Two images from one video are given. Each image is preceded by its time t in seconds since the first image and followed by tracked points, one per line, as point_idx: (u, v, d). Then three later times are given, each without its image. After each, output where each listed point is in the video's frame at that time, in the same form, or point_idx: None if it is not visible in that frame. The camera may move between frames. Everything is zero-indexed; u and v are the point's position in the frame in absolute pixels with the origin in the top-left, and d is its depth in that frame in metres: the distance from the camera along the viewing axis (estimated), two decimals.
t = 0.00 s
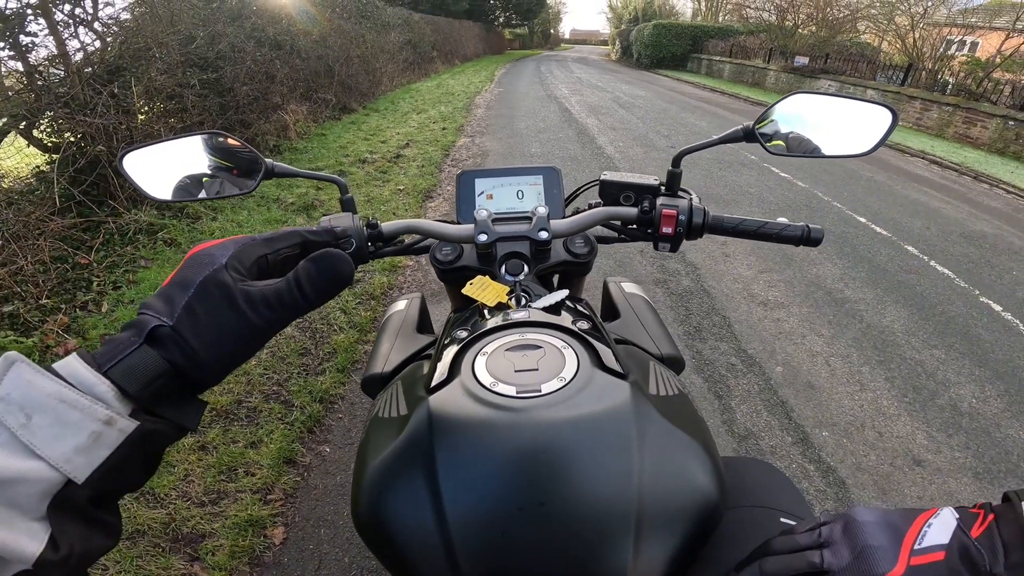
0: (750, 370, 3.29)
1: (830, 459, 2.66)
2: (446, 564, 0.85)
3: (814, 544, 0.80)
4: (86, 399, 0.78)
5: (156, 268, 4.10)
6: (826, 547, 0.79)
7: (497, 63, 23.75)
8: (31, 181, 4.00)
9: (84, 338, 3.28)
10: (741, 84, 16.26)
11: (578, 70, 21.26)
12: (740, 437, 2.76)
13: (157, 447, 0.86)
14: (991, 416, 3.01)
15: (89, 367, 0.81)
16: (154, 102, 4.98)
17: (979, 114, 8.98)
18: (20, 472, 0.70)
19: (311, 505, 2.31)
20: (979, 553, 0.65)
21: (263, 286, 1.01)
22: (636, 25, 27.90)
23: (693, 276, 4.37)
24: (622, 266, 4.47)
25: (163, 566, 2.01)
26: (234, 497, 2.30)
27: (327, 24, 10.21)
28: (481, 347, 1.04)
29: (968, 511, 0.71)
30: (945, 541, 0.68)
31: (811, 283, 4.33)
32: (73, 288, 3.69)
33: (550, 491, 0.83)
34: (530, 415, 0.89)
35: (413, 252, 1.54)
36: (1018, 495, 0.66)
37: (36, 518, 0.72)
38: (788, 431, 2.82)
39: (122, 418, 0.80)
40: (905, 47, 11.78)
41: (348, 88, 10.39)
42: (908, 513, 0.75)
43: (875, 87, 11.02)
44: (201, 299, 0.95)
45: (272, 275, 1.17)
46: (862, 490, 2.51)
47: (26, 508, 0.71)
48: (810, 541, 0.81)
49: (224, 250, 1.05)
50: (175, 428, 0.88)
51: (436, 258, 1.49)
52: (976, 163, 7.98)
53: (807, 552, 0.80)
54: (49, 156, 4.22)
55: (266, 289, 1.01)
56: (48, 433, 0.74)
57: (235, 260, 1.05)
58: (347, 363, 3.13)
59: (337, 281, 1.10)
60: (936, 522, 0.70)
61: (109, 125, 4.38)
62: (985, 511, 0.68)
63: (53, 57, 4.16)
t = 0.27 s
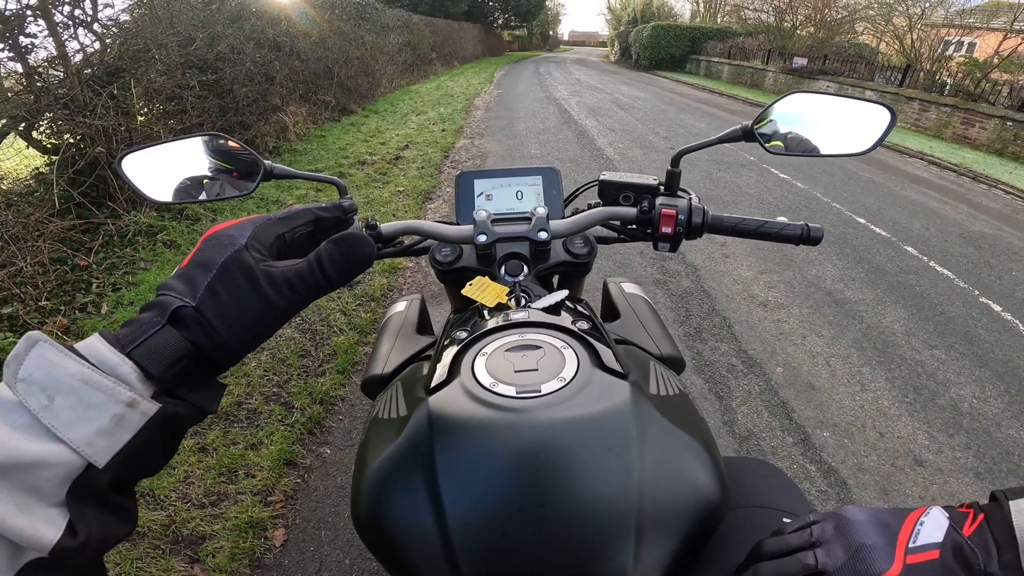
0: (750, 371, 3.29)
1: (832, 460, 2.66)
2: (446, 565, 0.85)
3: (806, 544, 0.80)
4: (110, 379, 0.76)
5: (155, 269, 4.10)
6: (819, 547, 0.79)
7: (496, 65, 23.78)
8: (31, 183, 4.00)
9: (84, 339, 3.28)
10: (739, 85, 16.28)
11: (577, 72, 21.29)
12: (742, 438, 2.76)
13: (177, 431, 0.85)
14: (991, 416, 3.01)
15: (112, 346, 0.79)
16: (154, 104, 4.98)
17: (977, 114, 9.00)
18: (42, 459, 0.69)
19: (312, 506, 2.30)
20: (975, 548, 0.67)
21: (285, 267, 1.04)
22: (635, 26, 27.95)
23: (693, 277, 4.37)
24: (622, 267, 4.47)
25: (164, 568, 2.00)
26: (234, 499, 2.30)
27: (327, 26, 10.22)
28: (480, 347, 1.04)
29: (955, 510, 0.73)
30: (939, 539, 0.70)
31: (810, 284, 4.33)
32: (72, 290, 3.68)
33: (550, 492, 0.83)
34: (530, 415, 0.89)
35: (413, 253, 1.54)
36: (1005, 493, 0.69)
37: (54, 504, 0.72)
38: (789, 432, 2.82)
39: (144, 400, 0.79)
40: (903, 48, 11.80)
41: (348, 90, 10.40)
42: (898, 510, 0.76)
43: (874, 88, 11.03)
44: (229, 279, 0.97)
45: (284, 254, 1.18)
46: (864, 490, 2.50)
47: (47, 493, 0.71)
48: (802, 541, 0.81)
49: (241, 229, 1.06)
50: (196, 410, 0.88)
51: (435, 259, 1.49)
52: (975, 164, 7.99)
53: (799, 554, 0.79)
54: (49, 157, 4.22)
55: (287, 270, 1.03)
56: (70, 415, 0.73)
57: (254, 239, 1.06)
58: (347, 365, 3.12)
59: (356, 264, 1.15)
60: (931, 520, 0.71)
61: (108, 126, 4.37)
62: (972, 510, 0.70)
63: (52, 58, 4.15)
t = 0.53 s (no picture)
0: (748, 371, 3.29)
1: (830, 459, 2.67)
2: (444, 565, 0.85)
3: (820, 540, 0.80)
4: (147, 352, 0.75)
5: (153, 271, 4.09)
6: (832, 543, 0.79)
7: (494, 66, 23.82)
8: (28, 185, 3.99)
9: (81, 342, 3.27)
10: (736, 87, 16.34)
11: (575, 73, 21.33)
12: (740, 438, 2.76)
13: (211, 406, 0.85)
14: (989, 415, 3.02)
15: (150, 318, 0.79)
16: (151, 106, 4.98)
17: (971, 115, 9.04)
18: (79, 432, 0.68)
19: (311, 508, 2.30)
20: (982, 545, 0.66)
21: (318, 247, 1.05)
22: (632, 28, 28.01)
23: (691, 278, 4.38)
24: (620, 268, 4.48)
25: (163, 571, 2.00)
26: (233, 501, 2.30)
27: (324, 28, 10.23)
28: (477, 347, 1.05)
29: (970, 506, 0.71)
30: (950, 534, 0.68)
31: (807, 284, 4.35)
32: (69, 292, 3.68)
33: (548, 491, 0.84)
34: (527, 414, 0.89)
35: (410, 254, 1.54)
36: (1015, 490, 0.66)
37: (84, 481, 0.70)
38: (788, 432, 2.83)
39: (180, 374, 0.78)
40: (898, 49, 11.85)
41: (345, 92, 10.41)
42: (912, 507, 0.75)
43: (869, 89, 11.08)
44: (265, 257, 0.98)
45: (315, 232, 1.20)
46: (863, 490, 2.51)
47: (79, 469, 0.69)
48: (814, 536, 0.81)
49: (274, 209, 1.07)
50: (228, 387, 0.88)
51: (432, 260, 1.49)
52: (970, 164, 8.03)
53: (813, 548, 0.80)
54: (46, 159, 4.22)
55: (321, 251, 1.05)
56: (108, 388, 0.71)
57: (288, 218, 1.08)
58: (346, 366, 3.12)
59: (389, 248, 1.17)
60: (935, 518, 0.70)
61: (105, 128, 4.37)
62: (985, 507, 0.69)
63: (49, 60, 4.15)
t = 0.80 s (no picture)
0: (744, 370, 3.31)
1: (827, 458, 2.68)
2: (442, 563, 0.86)
3: None
4: (197, 326, 0.76)
5: (147, 275, 4.07)
6: None
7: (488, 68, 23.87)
8: (19, 189, 4.01)
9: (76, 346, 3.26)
10: (729, 87, 16.41)
11: (569, 75, 21.38)
12: (737, 437, 2.77)
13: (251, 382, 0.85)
14: (983, 412, 3.05)
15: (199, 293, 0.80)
16: (143, 108, 4.96)
17: (962, 114, 9.12)
18: (125, 405, 0.69)
19: (309, 511, 2.30)
20: None
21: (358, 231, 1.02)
22: (626, 29, 28.14)
23: (687, 278, 4.39)
24: (615, 268, 4.49)
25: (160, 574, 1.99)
26: (230, 504, 2.29)
27: (318, 30, 10.23)
28: (472, 347, 1.05)
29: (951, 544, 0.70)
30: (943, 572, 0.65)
31: (801, 283, 4.37)
32: (63, 296, 3.66)
33: (544, 490, 0.84)
34: (522, 413, 0.90)
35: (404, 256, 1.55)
36: (996, 524, 0.67)
37: (128, 455, 0.71)
38: (784, 430, 2.84)
39: (225, 348, 0.79)
40: (888, 49, 11.94)
41: (339, 94, 10.40)
42: (895, 541, 0.72)
43: (861, 88, 11.16)
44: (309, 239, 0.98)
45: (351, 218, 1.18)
46: (860, 488, 2.52)
47: (125, 442, 0.71)
48: None
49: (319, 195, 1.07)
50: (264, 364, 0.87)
51: (427, 261, 1.49)
52: (961, 163, 8.09)
53: None
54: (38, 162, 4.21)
55: (361, 236, 1.01)
56: (158, 360, 0.72)
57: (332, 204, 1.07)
58: (342, 369, 3.12)
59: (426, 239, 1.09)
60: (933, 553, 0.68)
61: (98, 131, 4.35)
62: (970, 543, 0.68)
63: (41, 62, 4.13)
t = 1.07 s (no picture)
0: (740, 369, 3.32)
1: (823, 456, 2.69)
2: (445, 562, 0.87)
3: None
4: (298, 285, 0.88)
5: (143, 278, 4.06)
6: None
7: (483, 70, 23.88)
8: (14, 193, 4.03)
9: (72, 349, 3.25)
10: (723, 87, 16.47)
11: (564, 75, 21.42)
12: (734, 436, 2.79)
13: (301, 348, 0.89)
14: (978, 409, 3.07)
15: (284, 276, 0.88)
16: (137, 110, 4.94)
17: (954, 113, 9.18)
18: (233, 336, 0.77)
19: (308, 513, 2.30)
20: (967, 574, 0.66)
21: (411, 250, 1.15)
22: (620, 29, 28.19)
23: (682, 278, 4.41)
24: (611, 269, 4.50)
25: None
26: (229, 506, 2.29)
27: (313, 32, 10.22)
28: (473, 346, 1.06)
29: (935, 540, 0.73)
30: (926, 568, 0.67)
31: (797, 282, 4.40)
32: (58, 300, 3.65)
33: (546, 487, 0.85)
34: (523, 412, 0.90)
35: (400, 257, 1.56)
36: (983, 519, 0.69)
37: (216, 387, 0.77)
38: (780, 429, 2.86)
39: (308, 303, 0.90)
40: (881, 48, 12.02)
41: (334, 96, 10.38)
42: (877, 539, 0.73)
43: (854, 88, 11.22)
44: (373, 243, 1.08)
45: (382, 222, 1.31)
46: (856, 486, 2.54)
47: (220, 371, 0.77)
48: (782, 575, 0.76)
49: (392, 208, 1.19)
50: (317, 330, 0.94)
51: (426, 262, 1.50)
52: (954, 162, 8.15)
53: None
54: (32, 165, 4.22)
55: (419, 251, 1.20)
56: (260, 304, 0.82)
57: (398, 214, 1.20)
58: (340, 371, 3.12)
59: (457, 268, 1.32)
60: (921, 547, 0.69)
61: (92, 134, 4.34)
62: (956, 539, 0.70)
63: (34, 65, 4.11)
